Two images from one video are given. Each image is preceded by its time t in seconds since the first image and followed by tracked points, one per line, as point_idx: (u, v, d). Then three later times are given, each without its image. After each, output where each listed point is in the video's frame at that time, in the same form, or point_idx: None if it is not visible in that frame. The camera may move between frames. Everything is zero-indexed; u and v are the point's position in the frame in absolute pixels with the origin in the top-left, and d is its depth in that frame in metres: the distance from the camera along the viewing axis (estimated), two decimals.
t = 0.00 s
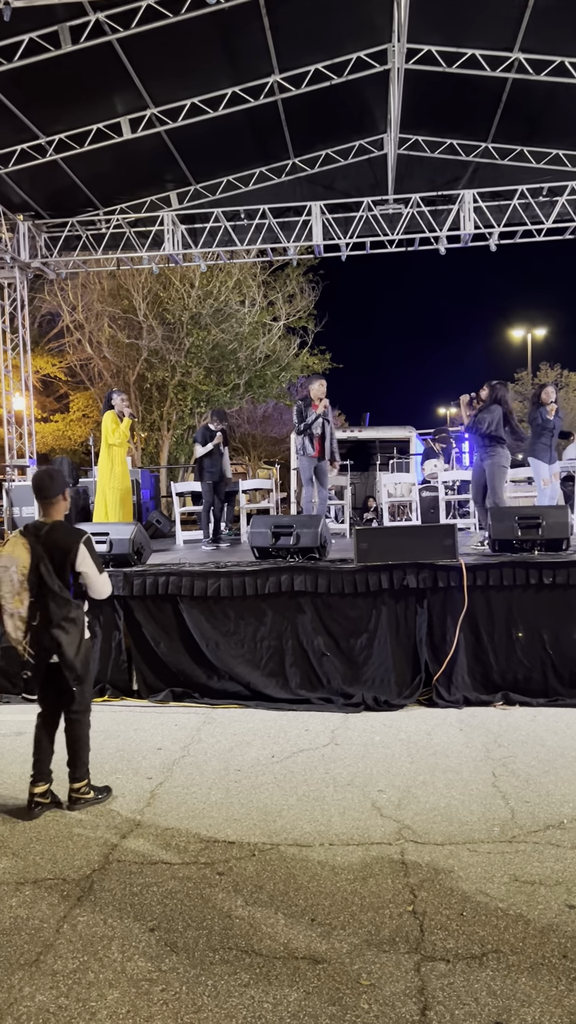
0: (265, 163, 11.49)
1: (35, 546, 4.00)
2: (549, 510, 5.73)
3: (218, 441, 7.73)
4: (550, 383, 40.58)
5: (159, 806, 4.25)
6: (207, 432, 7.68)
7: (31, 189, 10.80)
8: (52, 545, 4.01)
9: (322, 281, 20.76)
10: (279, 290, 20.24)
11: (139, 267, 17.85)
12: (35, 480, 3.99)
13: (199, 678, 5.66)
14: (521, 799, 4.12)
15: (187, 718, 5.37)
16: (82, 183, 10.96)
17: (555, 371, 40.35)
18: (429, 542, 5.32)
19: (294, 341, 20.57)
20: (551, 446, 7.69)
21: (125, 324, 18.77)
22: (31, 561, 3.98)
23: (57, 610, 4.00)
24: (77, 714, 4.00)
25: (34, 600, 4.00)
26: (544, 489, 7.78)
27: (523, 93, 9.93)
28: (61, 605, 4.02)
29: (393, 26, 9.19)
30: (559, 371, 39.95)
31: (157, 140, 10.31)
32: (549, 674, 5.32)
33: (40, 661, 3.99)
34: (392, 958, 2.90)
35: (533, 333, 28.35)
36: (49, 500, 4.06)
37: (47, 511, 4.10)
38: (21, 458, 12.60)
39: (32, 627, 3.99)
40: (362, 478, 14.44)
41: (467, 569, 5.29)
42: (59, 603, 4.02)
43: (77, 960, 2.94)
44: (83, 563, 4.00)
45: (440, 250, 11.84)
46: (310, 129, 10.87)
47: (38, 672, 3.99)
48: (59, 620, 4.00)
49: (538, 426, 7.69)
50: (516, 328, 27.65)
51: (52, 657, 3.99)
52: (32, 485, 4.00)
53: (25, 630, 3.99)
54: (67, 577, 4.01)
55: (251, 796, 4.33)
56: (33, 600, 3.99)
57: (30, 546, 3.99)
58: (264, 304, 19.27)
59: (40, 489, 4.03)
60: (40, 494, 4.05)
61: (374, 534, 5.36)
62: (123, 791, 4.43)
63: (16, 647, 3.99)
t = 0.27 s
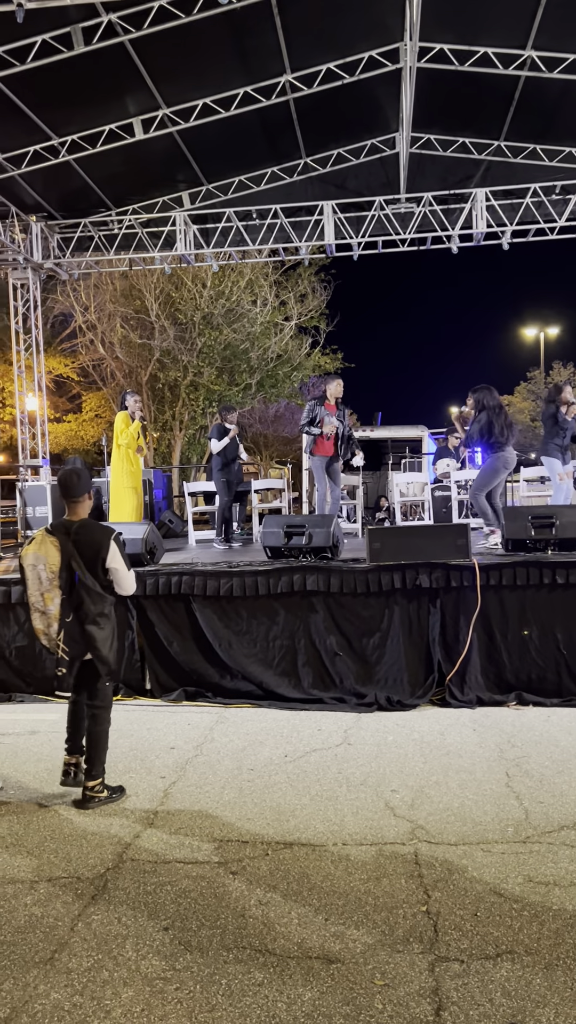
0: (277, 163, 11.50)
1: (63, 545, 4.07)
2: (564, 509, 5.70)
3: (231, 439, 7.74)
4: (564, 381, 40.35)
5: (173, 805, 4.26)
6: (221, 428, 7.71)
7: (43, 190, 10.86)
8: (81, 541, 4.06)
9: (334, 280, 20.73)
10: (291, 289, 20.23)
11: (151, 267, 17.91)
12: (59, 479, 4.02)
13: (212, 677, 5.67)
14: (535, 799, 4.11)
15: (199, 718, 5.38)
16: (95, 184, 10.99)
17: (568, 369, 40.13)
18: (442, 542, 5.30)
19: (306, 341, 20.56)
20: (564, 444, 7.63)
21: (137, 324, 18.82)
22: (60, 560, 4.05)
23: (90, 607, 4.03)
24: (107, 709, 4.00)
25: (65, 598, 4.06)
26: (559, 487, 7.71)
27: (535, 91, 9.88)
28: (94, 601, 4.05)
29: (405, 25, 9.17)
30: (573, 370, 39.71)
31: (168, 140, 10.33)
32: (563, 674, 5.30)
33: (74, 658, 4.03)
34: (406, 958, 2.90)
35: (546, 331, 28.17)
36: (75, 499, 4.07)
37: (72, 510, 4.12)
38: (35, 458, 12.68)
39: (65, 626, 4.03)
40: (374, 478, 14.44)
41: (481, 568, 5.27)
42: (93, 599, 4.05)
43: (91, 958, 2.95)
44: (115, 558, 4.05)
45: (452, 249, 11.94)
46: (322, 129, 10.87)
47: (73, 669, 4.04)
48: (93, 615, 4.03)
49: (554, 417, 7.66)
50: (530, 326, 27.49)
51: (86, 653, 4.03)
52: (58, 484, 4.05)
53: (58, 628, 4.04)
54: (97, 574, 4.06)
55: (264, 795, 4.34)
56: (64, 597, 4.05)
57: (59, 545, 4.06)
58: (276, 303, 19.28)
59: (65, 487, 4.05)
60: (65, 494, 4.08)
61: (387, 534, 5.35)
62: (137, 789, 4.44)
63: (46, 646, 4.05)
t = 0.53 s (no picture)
0: (289, 162, 11.49)
1: (85, 546, 4.07)
2: None
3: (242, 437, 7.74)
4: None
5: (187, 804, 4.27)
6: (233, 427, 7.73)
7: (56, 190, 10.90)
8: (103, 540, 4.07)
9: (347, 278, 20.70)
10: (303, 288, 20.20)
11: (164, 267, 17.96)
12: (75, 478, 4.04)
13: (225, 676, 5.68)
14: (551, 799, 4.09)
15: (213, 716, 5.39)
16: (107, 184, 11.01)
17: None
18: (455, 541, 5.33)
19: (318, 339, 20.53)
20: None
21: (150, 324, 18.85)
22: (82, 560, 4.06)
23: (116, 605, 4.06)
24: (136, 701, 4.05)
25: (88, 599, 4.06)
26: None
27: (549, 88, 9.83)
28: (120, 599, 4.08)
29: (417, 23, 9.14)
30: None
31: (180, 140, 10.34)
32: None
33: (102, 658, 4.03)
34: (421, 958, 2.89)
35: (560, 329, 28.00)
36: (93, 499, 4.08)
37: (89, 510, 4.12)
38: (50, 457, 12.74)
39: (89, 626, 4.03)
40: (387, 476, 14.43)
41: (495, 567, 5.26)
42: (117, 598, 4.08)
43: (108, 955, 2.96)
44: (134, 557, 4.06)
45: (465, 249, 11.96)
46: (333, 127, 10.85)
47: (102, 668, 4.04)
48: (120, 614, 4.07)
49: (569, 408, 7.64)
50: (544, 324, 27.34)
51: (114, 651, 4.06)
52: (76, 483, 4.06)
53: (84, 628, 4.04)
54: (119, 574, 4.08)
55: (279, 795, 4.34)
56: (87, 598, 4.06)
57: (81, 545, 4.06)
58: (289, 303, 19.27)
59: (80, 486, 4.06)
60: (83, 493, 4.09)
61: (400, 533, 5.34)
62: (151, 789, 4.45)
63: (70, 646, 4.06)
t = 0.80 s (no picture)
0: (301, 162, 11.49)
1: (102, 546, 4.09)
2: None
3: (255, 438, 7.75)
4: None
5: (201, 803, 4.27)
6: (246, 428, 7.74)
7: (69, 192, 10.94)
8: (120, 542, 4.10)
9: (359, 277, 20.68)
10: (315, 287, 20.20)
11: (176, 267, 18.01)
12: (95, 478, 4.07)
13: (239, 675, 5.69)
14: (566, 799, 4.08)
15: (227, 716, 5.40)
16: (120, 185, 11.04)
17: None
18: (469, 540, 5.29)
19: (330, 339, 20.52)
20: None
21: (162, 325, 18.88)
22: (98, 561, 4.07)
23: (130, 607, 4.08)
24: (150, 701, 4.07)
25: (103, 600, 4.06)
26: None
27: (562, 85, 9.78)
28: (135, 601, 4.10)
29: (429, 21, 9.11)
30: None
31: (192, 141, 10.36)
32: None
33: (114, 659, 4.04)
34: (436, 958, 2.89)
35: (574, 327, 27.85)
36: (111, 500, 4.13)
37: (106, 511, 4.14)
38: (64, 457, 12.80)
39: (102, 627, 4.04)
40: (399, 476, 14.40)
41: (508, 567, 5.25)
42: (131, 599, 4.09)
43: (123, 954, 2.97)
44: (149, 558, 4.12)
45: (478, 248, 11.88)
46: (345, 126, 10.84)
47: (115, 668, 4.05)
48: (133, 615, 4.08)
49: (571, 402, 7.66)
50: (557, 322, 27.20)
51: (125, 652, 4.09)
52: (96, 484, 4.09)
53: (97, 628, 4.04)
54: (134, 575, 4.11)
55: (293, 794, 4.34)
56: (102, 599, 4.05)
57: (97, 546, 4.08)
58: (301, 302, 19.27)
59: (100, 488, 4.09)
60: (101, 494, 4.13)
61: (413, 533, 5.34)
62: (166, 788, 4.46)
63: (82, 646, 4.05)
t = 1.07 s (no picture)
0: (311, 161, 11.47)
1: (134, 544, 4.08)
2: None
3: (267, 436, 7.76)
4: None
5: (213, 802, 4.28)
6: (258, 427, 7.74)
7: (80, 192, 10.97)
8: (150, 541, 4.14)
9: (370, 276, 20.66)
10: (326, 286, 20.18)
11: (187, 267, 18.05)
12: (125, 477, 4.06)
13: (251, 674, 5.70)
14: None
15: (239, 715, 5.40)
16: (131, 185, 11.07)
17: None
18: (482, 540, 5.29)
19: (341, 338, 20.49)
20: None
21: (173, 324, 18.89)
22: (130, 558, 4.07)
23: (159, 605, 4.11)
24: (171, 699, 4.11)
25: (133, 596, 4.08)
26: None
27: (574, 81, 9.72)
28: (163, 599, 4.14)
29: (440, 18, 9.08)
30: None
31: (203, 140, 10.37)
32: None
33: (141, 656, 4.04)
34: (450, 958, 2.89)
35: None
36: (140, 499, 4.12)
37: (134, 508, 4.16)
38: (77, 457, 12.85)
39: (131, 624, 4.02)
40: (411, 475, 14.35)
41: (521, 565, 5.24)
42: (161, 595, 4.14)
43: (137, 952, 2.99)
44: (179, 556, 4.21)
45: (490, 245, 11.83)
46: (356, 124, 10.82)
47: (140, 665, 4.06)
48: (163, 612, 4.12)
49: None
50: (569, 320, 27.06)
51: (151, 648, 4.08)
52: (128, 481, 4.07)
53: (125, 623, 4.04)
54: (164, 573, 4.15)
55: (305, 793, 4.35)
56: (132, 595, 4.06)
57: (130, 544, 4.08)
58: (312, 302, 19.26)
59: (130, 486, 4.08)
60: (132, 491, 4.11)
61: (425, 532, 5.33)
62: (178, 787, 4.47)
63: (109, 641, 4.04)
